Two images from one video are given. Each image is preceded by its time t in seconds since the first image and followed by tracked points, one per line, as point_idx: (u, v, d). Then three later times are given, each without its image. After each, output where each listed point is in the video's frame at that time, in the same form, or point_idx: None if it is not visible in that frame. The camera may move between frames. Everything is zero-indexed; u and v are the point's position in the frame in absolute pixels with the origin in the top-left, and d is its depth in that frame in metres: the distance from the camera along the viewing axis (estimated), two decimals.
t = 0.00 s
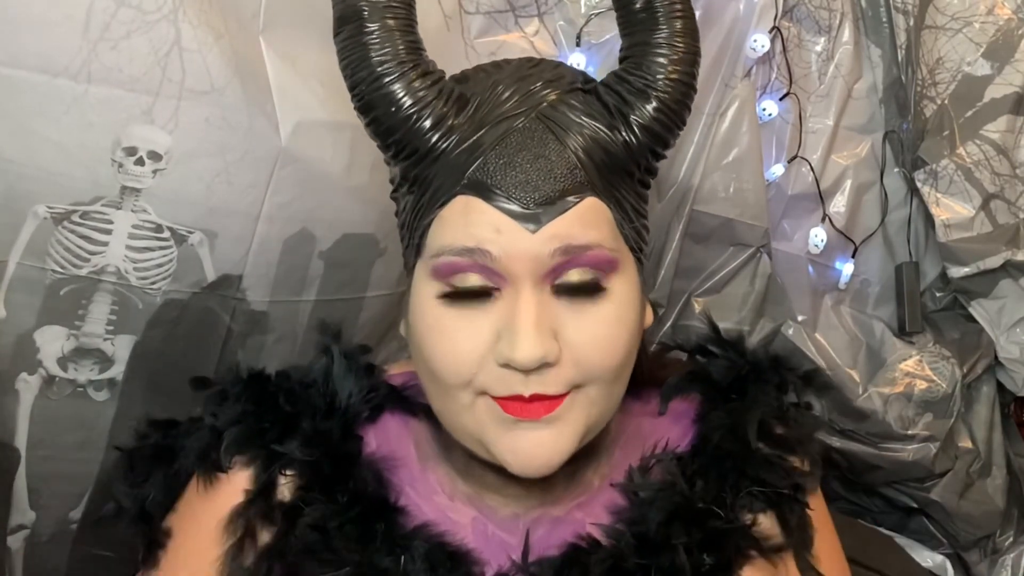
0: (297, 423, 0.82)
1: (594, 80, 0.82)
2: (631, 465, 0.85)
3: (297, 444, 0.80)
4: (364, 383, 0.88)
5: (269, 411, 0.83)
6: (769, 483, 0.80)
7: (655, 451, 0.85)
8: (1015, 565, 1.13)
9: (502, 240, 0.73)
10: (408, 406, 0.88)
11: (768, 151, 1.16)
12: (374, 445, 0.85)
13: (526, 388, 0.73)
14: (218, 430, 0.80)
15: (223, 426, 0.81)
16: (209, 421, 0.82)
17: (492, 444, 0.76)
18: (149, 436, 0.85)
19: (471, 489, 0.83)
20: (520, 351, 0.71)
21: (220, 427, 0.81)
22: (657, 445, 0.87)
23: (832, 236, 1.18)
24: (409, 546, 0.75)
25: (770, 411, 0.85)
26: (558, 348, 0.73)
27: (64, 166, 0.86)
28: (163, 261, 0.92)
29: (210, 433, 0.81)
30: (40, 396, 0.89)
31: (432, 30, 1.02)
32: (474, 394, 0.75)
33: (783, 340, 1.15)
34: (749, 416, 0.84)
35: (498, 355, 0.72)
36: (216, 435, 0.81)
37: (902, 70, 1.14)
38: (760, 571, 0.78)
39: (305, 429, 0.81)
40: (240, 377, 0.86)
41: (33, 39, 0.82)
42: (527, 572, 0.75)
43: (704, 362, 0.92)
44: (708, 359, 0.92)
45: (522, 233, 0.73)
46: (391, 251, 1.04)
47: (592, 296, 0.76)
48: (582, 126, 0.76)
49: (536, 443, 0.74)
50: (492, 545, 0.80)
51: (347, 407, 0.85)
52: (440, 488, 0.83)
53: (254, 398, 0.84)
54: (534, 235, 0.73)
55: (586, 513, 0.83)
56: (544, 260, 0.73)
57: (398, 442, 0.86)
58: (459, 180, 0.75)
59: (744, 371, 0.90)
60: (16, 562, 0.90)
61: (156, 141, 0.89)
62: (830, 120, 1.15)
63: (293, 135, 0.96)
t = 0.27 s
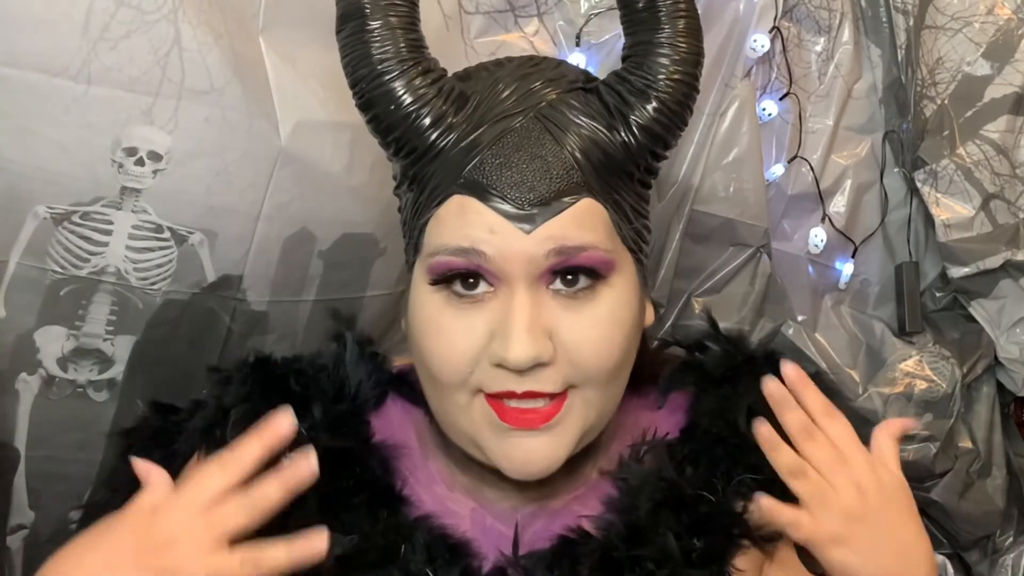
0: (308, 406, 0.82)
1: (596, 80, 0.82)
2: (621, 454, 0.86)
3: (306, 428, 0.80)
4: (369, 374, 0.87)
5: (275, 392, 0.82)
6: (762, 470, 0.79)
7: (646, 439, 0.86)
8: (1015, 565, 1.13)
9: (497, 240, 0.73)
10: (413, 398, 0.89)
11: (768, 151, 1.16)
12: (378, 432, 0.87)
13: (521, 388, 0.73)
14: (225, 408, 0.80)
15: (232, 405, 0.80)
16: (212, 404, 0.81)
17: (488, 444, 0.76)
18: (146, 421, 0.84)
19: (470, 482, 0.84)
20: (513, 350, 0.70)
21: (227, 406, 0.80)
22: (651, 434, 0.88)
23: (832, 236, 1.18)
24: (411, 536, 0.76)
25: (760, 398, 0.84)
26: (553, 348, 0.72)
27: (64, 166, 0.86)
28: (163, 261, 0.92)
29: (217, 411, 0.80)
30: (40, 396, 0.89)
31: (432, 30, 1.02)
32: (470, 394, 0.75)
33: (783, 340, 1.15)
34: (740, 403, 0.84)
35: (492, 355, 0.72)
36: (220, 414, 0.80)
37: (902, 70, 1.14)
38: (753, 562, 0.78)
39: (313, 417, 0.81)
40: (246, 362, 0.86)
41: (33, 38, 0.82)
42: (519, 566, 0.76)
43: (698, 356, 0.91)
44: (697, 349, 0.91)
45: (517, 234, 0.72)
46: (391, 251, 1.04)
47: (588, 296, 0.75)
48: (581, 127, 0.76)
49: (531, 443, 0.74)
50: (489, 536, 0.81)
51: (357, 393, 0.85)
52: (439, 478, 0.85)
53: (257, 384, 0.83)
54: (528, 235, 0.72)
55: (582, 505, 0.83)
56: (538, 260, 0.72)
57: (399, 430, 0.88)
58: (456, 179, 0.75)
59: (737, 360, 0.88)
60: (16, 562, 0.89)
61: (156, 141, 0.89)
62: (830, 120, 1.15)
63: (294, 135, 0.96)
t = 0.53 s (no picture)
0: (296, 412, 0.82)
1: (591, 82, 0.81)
2: (622, 460, 0.86)
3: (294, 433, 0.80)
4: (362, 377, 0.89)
5: (263, 398, 0.82)
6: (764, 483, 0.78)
7: (649, 446, 0.86)
8: (1015, 564, 1.12)
9: (477, 233, 0.72)
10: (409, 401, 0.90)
11: (768, 151, 1.16)
12: (371, 435, 0.87)
13: (497, 383, 0.72)
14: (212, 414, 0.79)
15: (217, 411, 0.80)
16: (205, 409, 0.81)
17: (465, 440, 0.75)
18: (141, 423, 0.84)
19: (464, 484, 0.83)
20: (489, 343, 0.70)
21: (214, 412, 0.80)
22: (651, 440, 0.88)
23: (832, 236, 1.18)
24: (405, 535, 0.76)
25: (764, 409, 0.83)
26: (531, 345, 0.72)
27: (64, 167, 0.86)
28: (164, 262, 0.92)
29: (206, 418, 0.80)
30: (41, 396, 0.89)
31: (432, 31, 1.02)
32: (449, 390, 0.74)
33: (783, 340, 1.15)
34: (744, 413, 0.83)
35: (470, 349, 0.72)
36: (210, 422, 0.79)
37: (902, 71, 1.14)
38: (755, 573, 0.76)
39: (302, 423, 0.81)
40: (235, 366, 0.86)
41: (34, 40, 0.82)
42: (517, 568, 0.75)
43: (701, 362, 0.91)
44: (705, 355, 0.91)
45: (497, 228, 0.72)
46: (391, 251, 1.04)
47: (571, 295, 0.74)
48: (572, 126, 0.76)
49: (509, 441, 0.73)
50: (484, 539, 0.81)
51: (345, 396, 0.86)
52: (434, 480, 0.84)
53: (249, 386, 0.83)
54: (509, 230, 0.72)
55: (579, 510, 0.83)
56: (518, 254, 0.72)
57: (395, 434, 0.88)
58: (443, 173, 0.75)
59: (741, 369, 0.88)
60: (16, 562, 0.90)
61: (156, 142, 0.89)
62: (830, 120, 1.16)
63: (294, 135, 0.96)
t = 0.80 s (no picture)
0: (301, 409, 0.82)
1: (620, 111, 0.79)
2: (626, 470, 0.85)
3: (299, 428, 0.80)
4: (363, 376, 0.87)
5: (269, 393, 0.82)
6: (764, 498, 0.79)
7: (654, 455, 0.85)
8: (1015, 565, 1.12)
9: (472, 266, 0.71)
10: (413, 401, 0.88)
11: (768, 152, 1.15)
12: (374, 435, 0.85)
13: (479, 417, 0.71)
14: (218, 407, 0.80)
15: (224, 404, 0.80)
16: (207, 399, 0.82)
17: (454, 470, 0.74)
18: (143, 413, 0.84)
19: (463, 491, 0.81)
20: (475, 378, 0.69)
21: (219, 404, 0.81)
22: (657, 449, 0.87)
23: (832, 236, 1.18)
24: (405, 537, 0.76)
25: (768, 422, 0.84)
26: (518, 383, 0.70)
27: (64, 166, 0.86)
28: (164, 261, 0.92)
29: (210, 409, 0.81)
30: (41, 396, 0.89)
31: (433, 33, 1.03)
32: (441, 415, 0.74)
33: (782, 340, 1.15)
34: (750, 428, 0.83)
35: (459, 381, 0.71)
36: (215, 412, 0.81)
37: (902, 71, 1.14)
38: None
39: (307, 417, 0.81)
40: (240, 358, 0.86)
41: (34, 39, 0.82)
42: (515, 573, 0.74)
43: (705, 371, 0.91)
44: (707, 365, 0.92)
45: (492, 263, 0.71)
46: (391, 251, 1.05)
47: (565, 334, 0.73)
48: (582, 160, 0.74)
49: (495, 476, 0.72)
50: (482, 545, 0.79)
51: (351, 394, 0.85)
52: (435, 482, 0.82)
53: (253, 380, 0.83)
54: (501, 266, 0.71)
55: (580, 518, 0.82)
56: (513, 291, 0.71)
57: (399, 434, 0.86)
58: (446, 198, 0.75)
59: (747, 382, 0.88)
60: (15, 561, 0.91)
61: (156, 142, 0.89)
62: (830, 120, 1.16)
63: (294, 135, 0.95)
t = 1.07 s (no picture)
0: (311, 413, 0.83)
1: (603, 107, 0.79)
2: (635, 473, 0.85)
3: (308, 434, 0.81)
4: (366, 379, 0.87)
5: (278, 397, 0.84)
6: (774, 500, 0.78)
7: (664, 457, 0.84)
8: (1015, 565, 1.12)
9: (461, 265, 0.71)
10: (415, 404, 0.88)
11: (768, 151, 1.16)
12: (384, 440, 0.85)
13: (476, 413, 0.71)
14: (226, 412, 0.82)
15: (233, 409, 0.82)
16: (214, 406, 0.83)
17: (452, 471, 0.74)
18: (151, 418, 0.86)
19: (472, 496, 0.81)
20: (466, 376, 0.69)
21: (228, 410, 0.82)
22: (666, 450, 0.87)
23: (832, 236, 1.18)
24: (417, 542, 0.76)
25: (777, 425, 0.84)
26: (512, 378, 0.70)
27: (64, 166, 0.86)
28: (164, 262, 0.92)
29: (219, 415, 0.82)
30: (41, 396, 0.89)
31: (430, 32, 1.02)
32: (438, 415, 0.74)
33: (782, 340, 1.16)
34: (760, 430, 0.83)
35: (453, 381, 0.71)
36: (223, 418, 0.82)
37: (902, 71, 1.14)
38: None
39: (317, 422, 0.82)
40: (247, 362, 0.87)
41: (33, 38, 0.82)
42: None
43: (714, 373, 0.90)
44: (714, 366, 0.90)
45: (479, 261, 0.71)
46: (391, 251, 1.04)
47: (556, 329, 0.72)
48: (566, 155, 0.74)
49: (493, 474, 0.72)
50: (494, 548, 0.80)
51: (359, 399, 0.86)
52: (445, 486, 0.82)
53: (261, 385, 0.84)
54: (491, 263, 0.71)
55: (589, 520, 0.82)
56: (501, 287, 0.71)
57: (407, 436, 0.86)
58: (433, 199, 0.75)
59: (755, 385, 0.87)
60: (16, 561, 0.90)
61: (156, 142, 0.89)
62: (830, 120, 1.16)
63: (294, 136, 0.96)
